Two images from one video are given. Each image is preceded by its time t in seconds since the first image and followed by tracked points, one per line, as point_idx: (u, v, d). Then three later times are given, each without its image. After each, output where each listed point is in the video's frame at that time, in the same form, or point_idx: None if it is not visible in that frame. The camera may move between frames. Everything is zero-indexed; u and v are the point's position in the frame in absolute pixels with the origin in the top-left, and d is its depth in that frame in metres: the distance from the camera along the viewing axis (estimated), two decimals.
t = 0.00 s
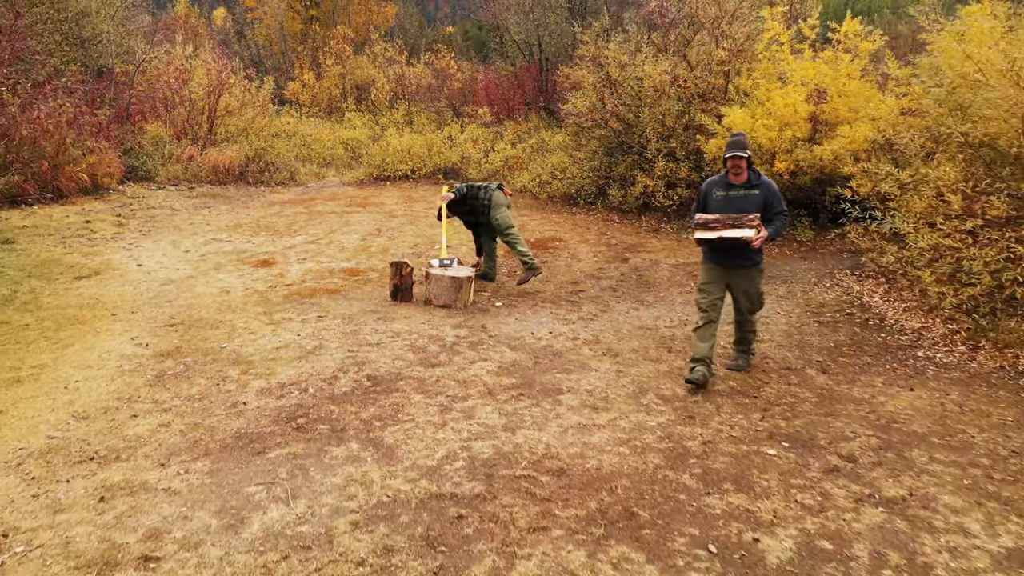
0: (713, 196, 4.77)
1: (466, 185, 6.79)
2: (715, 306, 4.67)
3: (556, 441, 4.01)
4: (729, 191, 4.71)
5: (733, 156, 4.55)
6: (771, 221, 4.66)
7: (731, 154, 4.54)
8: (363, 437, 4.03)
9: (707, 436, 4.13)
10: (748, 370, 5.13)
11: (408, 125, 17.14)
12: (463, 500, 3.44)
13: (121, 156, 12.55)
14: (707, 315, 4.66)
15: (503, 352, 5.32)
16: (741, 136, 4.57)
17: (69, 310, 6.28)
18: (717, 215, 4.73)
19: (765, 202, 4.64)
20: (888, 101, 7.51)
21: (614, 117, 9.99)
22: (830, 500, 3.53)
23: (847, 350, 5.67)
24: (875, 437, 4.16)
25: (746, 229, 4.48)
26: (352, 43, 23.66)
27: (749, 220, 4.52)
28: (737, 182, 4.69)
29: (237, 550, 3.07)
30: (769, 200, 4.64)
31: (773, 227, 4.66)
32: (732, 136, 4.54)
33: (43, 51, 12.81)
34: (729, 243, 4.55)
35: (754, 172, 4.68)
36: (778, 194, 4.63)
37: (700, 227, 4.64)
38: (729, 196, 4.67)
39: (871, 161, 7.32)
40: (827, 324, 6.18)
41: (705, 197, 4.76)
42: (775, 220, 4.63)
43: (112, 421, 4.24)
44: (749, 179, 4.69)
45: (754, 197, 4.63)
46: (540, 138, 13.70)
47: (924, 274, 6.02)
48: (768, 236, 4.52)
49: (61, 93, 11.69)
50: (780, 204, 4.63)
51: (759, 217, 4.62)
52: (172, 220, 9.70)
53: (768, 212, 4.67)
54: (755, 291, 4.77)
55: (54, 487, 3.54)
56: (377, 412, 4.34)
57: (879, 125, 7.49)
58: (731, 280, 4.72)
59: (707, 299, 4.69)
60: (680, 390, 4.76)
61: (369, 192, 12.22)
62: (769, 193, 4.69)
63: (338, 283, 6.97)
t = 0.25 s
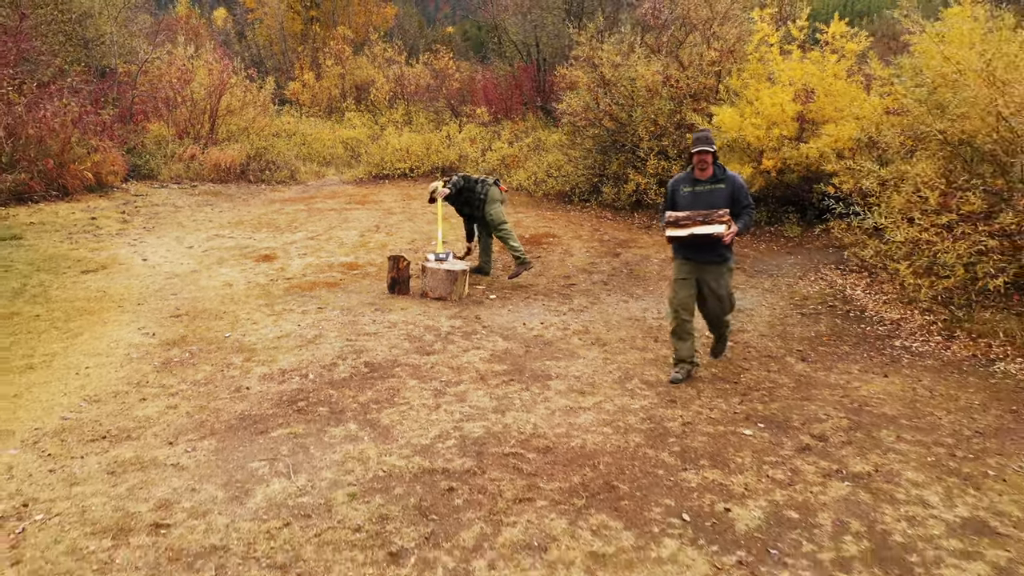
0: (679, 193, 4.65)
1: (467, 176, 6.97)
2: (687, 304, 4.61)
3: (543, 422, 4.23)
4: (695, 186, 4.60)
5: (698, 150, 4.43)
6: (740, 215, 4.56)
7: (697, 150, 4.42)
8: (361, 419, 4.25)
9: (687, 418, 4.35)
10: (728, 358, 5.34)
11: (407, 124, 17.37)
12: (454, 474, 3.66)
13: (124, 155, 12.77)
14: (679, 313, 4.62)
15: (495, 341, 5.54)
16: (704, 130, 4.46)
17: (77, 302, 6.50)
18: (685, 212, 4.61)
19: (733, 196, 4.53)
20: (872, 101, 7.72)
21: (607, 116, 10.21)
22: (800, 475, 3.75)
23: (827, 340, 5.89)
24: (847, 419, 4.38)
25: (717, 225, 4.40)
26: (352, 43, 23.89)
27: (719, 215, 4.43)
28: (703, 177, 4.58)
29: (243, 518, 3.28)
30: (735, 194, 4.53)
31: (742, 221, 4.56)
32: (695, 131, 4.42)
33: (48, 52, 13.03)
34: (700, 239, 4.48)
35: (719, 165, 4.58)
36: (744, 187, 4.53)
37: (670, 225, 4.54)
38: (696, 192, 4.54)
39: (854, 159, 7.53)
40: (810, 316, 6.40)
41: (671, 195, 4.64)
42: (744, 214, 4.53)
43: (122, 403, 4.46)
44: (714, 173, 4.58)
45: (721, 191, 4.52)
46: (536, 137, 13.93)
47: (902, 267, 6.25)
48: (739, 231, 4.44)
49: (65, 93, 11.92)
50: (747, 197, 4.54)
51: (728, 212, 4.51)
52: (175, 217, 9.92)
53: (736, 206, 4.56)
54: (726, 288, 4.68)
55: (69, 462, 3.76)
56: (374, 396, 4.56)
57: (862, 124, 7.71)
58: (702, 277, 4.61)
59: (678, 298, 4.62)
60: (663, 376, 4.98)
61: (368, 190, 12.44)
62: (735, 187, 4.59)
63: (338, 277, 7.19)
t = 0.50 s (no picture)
0: (653, 182, 4.73)
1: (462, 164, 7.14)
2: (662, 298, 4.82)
3: (533, 404, 4.46)
4: (669, 177, 4.67)
5: (673, 142, 4.50)
6: (713, 206, 4.64)
7: (672, 141, 4.48)
8: (359, 401, 4.48)
9: (669, 401, 4.58)
10: (711, 348, 5.56)
11: (406, 124, 17.60)
12: (447, 450, 3.89)
13: (128, 153, 13.00)
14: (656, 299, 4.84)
15: (489, 331, 5.77)
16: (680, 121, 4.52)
17: (85, 294, 6.73)
18: (659, 202, 4.68)
19: (706, 188, 4.62)
20: (856, 100, 7.94)
21: (601, 115, 10.43)
22: (773, 451, 3.97)
23: (808, 329, 6.11)
24: (821, 402, 4.60)
25: (692, 218, 4.44)
26: (352, 44, 24.12)
27: (694, 208, 4.49)
28: (677, 168, 4.66)
29: (247, 488, 3.51)
30: (709, 185, 4.61)
31: (715, 212, 4.65)
32: (671, 122, 4.49)
33: (52, 52, 13.26)
34: (676, 229, 4.50)
35: (693, 157, 4.66)
36: (717, 179, 4.62)
37: (645, 216, 4.57)
38: (671, 182, 4.62)
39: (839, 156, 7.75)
40: (793, 307, 6.63)
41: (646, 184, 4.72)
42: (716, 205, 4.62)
43: (132, 387, 4.69)
44: (688, 164, 4.67)
45: (695, 182, 4.61)
46: (533, 136, 14.16)
47: (881, 260, 6.49)
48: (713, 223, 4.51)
49: (70, 93, 12.16)
50: (720, 189, 4.62)
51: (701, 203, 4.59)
52: (178, 213, 10.15)
53: (709, 197, 4.65)
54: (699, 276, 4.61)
55: (84, 439, 3.98)
56: (371, 380, 4.79)
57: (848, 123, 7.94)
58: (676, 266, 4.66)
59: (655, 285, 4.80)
60: (649, 362, 5.21)
61: (367, 188, 12.67)
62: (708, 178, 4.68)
63: (337, 270, 7.41)
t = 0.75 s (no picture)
0: (630, 186, 4.84)
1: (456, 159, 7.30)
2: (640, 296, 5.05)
3: (523, 389, 4.69)
4: (645, 181, 4.78)
5: (651, 146, 4.60)
6: (688, 209, 4.78)
7: (650, 146, 4.59)
8: (357, 386, 4.71)
9: (653, 386, 4.81)
10: (696, 339, 5.79)
11: (405, 123, 17.84)
12: (440, 430, 4.12)
13: (131, 152, 13.23)
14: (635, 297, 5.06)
15: (482, 321, 6.00)
16: (657, 126, 4.62)
17: (93, 287, 6.97)
18: (636, 205, 4.80)
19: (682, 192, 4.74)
20: (842, 100, 8.16)
21: (595, 115, 10.67)
22: (749, 431, 4.20)
23: (791, 321, 6.34)
24: (798, 387, 4.84)
25: (668, 219, 4.58)
26: (352, 44, 24.37)
27: (671, 210, 4.62)
28: (654, 172, 4.77)
29: (252, 464, 3.73)
30: (684, 190, 4.74)
31: (690, 216, 4.78)
32: (649, 128, 4.59)
33: (57, 53, 13.50)
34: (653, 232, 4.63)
35: (669, 161, 4.77)
36: (693, 184, 4.75)
37: (622, 219, 4.69)
38: (648, 186, 4.74)
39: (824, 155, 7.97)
40: (777, 300, 6.86)
41: (623, 187, 4.82)
42: (691, 209, 4.75)
43: (141, 373, 4.93)
44: (664, 169, 4.78)
45: (670, 187, 4.72)
46: (530, 135, 14.40)
47: (863, 255, 6.71)
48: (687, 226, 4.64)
49: (75, 93, 12.39)
50: (696, 193, 4.75)
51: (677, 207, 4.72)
52: (182, 211, 10.39)
53: (684, 201, 4.78)
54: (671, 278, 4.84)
55: (97, 420, 4.22)
56: (369, 367, 5.02)
57: (833, 122, 8.16)
58: (652, 268, 4.82)
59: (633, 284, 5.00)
60: (635, 351, 5.44)
61: (367, 186, 12.91)
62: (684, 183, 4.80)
63: (337, 265, 7.65)
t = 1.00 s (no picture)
0: (608, 185, 4.92)
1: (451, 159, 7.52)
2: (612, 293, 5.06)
3: (513, 376, 4.92)
4: (624, 181, 4.88)
5: (631, 148, 4.70)
6: (664, 212, 4.87)
7: (630, 147, 4.68)
8: (356, 372, 4.94)
9: (638, 373, 5.04)
10: (682, 330, 6.02)
11: (404, 123, 18.08)
12: (433, 413, 4.35)
13: (135, 151, 13.47)
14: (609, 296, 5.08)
15: (476, 313, 6.24)
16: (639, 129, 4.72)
17: (100, 281, 7.19)
18: (614, 204, 4.89)
19: (659, 195, 4.84)
20: (828, 100, 8.37)
21: (589, 115, 10.90)
22: (726, 415, 4.43)
23: (774, 313, 6.57)
24: (776, 374, 5.07)
25: (644, 220, 4.67)
26: (352, 44, 24.61)
27: (645, 211, 4.70)
28: (633, 173, 4.85)
29: (256, 443, 3.96)
30: (661, 193, 4.82)
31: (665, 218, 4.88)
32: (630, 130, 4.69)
33: (62, 53, 13.74)
34: (627, 232, 4.72)
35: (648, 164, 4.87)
36: (671, 187, 4.84)
37: (598, 217, 4.79)
38: (626, 187, 4.82)
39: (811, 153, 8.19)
40: (762, 294, 7.09)
41: (602, 186, 4.91)
42: (667, 212, 4.83)
43: (149, 360, 5.16)
44: (643, 170, 4.86)
45: (648, 189, 4.81)
46: (527, 134, 14.63)
47: (845, 251, 6.94)
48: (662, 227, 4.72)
49: (80, 93, 12.64)
50: (672, 196, 4.85)
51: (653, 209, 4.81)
52: (185, 208, 10.62)
53: (661, 203, 4.87)
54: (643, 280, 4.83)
55: (108, 404, 4.44)
56: (367, 355, 5.25)
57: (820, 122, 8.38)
58: (626, 267, 4.88)
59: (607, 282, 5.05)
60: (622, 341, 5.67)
61: (366, 185, 13.14)
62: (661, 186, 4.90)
63: (336, 260, 7.88)
